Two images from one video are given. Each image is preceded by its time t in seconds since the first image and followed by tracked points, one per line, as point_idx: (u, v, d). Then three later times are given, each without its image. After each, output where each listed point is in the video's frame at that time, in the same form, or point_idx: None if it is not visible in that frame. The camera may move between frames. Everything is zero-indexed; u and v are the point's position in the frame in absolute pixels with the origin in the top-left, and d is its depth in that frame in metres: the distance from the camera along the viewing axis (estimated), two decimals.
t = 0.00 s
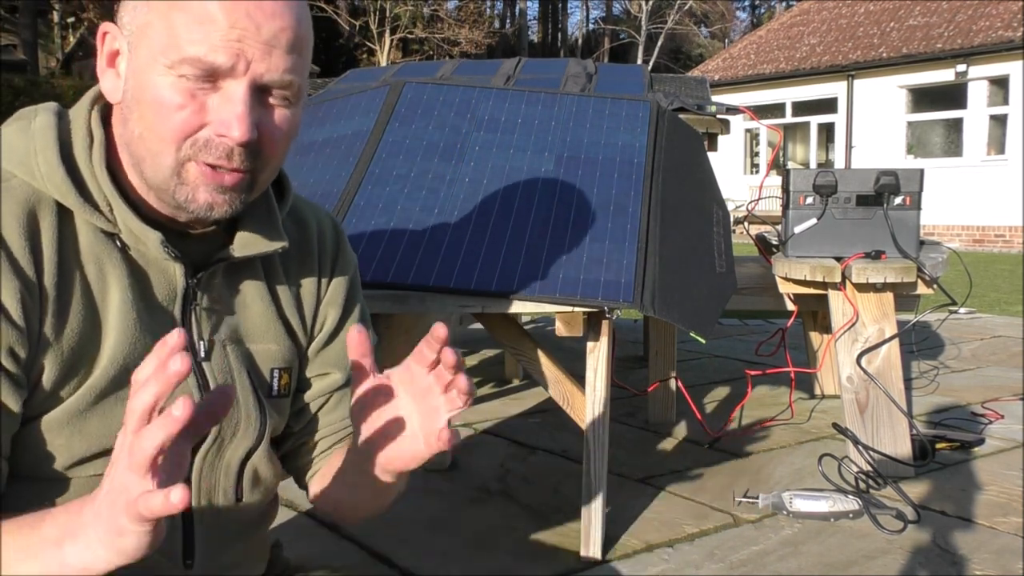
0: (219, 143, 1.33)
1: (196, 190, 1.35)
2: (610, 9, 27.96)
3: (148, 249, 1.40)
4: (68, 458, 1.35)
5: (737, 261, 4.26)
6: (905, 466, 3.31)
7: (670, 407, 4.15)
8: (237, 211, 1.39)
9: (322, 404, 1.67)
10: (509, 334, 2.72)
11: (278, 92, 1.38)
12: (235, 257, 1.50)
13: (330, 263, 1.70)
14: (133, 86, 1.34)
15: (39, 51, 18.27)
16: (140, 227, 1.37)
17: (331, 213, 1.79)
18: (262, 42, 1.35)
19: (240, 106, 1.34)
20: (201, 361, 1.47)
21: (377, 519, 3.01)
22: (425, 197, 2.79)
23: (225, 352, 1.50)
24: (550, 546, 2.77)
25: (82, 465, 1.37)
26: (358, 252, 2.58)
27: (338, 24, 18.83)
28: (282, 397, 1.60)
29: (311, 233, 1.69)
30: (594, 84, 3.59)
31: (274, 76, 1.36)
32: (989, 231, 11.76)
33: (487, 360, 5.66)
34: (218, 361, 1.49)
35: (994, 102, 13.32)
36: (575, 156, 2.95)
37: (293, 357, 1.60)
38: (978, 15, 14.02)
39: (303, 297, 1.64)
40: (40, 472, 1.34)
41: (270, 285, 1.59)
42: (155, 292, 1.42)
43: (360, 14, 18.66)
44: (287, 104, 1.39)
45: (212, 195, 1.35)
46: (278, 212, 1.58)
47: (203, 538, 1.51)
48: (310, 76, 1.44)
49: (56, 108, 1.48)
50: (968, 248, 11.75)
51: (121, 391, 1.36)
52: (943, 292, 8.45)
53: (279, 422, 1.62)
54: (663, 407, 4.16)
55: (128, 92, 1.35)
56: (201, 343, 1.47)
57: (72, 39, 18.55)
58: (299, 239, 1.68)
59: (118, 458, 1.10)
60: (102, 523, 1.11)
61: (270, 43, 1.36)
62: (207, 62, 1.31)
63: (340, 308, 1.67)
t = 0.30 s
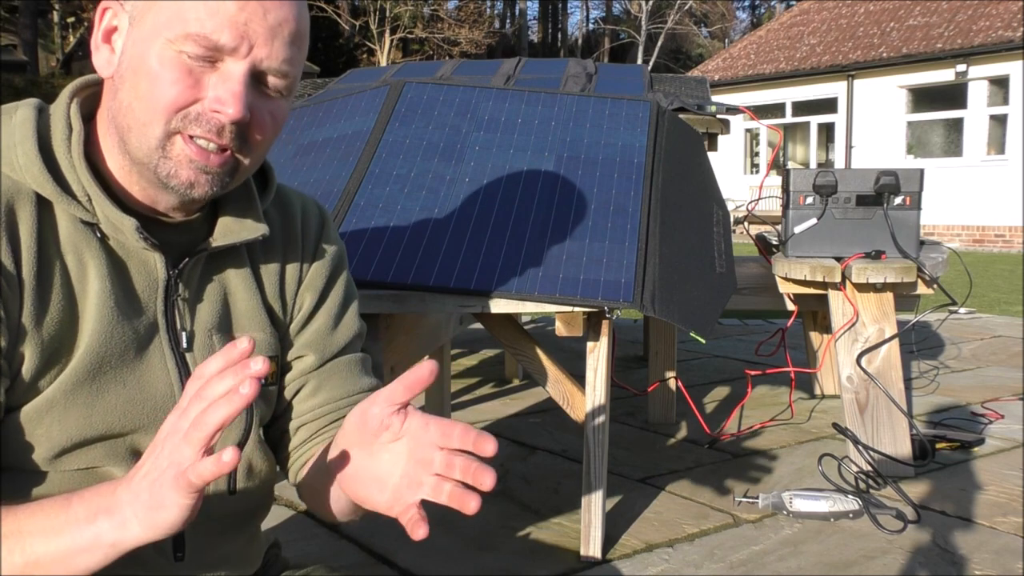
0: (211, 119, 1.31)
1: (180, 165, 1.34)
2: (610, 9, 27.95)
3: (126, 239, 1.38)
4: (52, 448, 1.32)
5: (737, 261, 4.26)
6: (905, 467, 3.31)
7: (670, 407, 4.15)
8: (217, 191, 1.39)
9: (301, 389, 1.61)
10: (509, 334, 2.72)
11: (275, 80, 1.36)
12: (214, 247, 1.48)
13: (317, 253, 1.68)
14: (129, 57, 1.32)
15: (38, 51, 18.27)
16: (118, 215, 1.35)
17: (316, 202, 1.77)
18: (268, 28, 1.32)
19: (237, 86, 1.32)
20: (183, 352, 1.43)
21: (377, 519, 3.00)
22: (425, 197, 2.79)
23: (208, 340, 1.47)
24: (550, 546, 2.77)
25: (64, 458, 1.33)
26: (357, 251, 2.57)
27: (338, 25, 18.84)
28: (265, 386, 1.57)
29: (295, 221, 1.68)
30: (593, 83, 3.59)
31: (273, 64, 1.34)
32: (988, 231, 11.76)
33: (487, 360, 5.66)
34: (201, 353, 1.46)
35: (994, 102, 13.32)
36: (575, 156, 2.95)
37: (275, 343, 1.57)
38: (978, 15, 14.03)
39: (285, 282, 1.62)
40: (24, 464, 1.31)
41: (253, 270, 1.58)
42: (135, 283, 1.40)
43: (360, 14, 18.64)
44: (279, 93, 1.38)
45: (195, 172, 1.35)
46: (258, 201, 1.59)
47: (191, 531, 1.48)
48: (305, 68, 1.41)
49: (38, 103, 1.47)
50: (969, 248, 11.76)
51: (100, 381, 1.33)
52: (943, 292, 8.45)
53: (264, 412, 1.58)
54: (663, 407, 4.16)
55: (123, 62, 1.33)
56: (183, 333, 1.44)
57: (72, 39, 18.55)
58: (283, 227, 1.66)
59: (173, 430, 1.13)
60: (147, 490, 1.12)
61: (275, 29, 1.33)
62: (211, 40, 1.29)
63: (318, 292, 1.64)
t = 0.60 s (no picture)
0: (208, 111, 1.31)
1: (177, 158, 1.33)
2: (610, 8, 27.95)
3: (128, 234, 1.36)
4: (56, 446, 1.30)
5: (737, 261, 4.26)
6: (905, 466, 3.31)
7: (670, 407, 4.15)
8: (214, 185, 1.37)
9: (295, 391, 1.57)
10: (508, 335, 2.72)
11: (272, 72, 1.36)
12: (215, 244, 1.46)
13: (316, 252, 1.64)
14: (128, 51, 1.31)
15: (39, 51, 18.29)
16: (121, 208, 1.33)
17: (316, 198, 1.74)
18: (265, 20, 1.32)
19: (235, 79, 1.32)
20: (183, 349, 1.40)
21: (377, 519, 3.00)
22: (424, 197, 2.79)
23: (208, 340, 1.44)
24: (550, 546, 2.77)
25: (67, 456, 1.32)
26: (356, 251, 2.56)
27: (338, 25, 18.85)
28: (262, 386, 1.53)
29: (295, 219, 1.64)
30: (593, 83, 3.59)
31: (270, 58, 1.34)
32: (989, 231, 11.83)
33: (487, 360, 5.65)
34: (200, 351, 1.43)
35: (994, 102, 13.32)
36: (575, 156, 2.95)
37: (269, 343, 1.53)
38: (978, 15, 14.03)
39: (283, 280, 1.58)
40: (29, 463, 1.30)
41: (252, 268, 1.54)
42: (136, 279, 1.37)
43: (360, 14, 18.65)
44: (276, 86, 1.38)
45: (191, 164, 1.33)
46: (256, 194, 1.55)
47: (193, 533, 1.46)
48: (303, 62, 1.41)
49: (37, 100, 1.44)
50: (968, 248, 11.76)
51: (104, 379, 1.31)
52: (943, 291, 8.45)
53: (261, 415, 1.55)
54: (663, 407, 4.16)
55: (121, 55, 1.32)
56: (183, 331, 1.41)
57: (72, 39, 18.56)
58: (282, 225, 1.62)
59: (236, 455, 1.18)
60: (211, 510, 1.17)
61: (273, 22, 1.33)
62: (209, 32, 1.29)
63: (313, 291, 1.60)
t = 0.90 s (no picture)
0: (216, 121, 1.31)
1: (188, 168, 1.33)
2: (610, 8, 27.91)
3: (147, 235, 1.36)
4: (69, 448, 1.30)
5: (737, 261, 4.25)
6: (905, 467, 3.31)
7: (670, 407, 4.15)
8: (227, 193, 1.38)
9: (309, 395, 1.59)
10: (508, 335, 2.71)
11: (279, 78, 1.36)
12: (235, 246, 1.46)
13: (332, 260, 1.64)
14: (136, 58, 1.31)
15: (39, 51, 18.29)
16: (141, 208, 1.33)
17: (328, 200, 1.73)
18: (269, 26, 1.32)
19: (241, 87, 1.32)
20: (195, 351, 1.40)
21: (377, 519, 3.00)
22: (425, 197, 2.78)
23: (219, 342, 1.44)
24: (549, 546, 2.77)
25: (80, 455, 1.31)
26: (358, 251, 2.56)
27: (338, 25, 18.85)
28: (270, 388, 1.53)
29: (308, 222, 1.63)
30: (593, 83, 3.58)
31: (275, 63, 1.34)
32: (989, 231, 11.78)
33: (487, 360, 5.65)
34: (213, 353, 1.42)
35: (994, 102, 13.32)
36: (575, 156, 2.94)
37: (282, 347, 1.54)
38: (979, 14, 14.02)
39: (295, 284, 1.58)
40: (39, 461, 1.29)
41: (264, 272, 1.54)
42: (152, 280, 1.37)
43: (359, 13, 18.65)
44: (285, 92, 1.38)
45: (203, 174, 1.34)
46: (270, 198, 1.54)
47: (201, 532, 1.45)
48: (309, 66, 1.41)
49: (53, 99, 1.42)
50: (968, 248, 11.75)
51: (118, 379, 1.31)
52: (943, 291, 8.44)
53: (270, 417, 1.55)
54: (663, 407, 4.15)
55: (130, 64, 1.32)
56: (195, 333, 1.41)
57: (72, 39, 18.57)
58: (296, 229, 1.61)
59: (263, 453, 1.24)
60: (238, 502, 1.23)
61: (276, 28, 1.33)
62: (214, 41, 1.28)
63: (327, 297, 1.61)
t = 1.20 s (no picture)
0: (223, 122, 1.30)
1: (195, 170, 1.33)
2: (610, 8, 27.91)
3: (160, 237, 1.35)
4: (79, 449, 1.30)
5: (737, 261, 4.26)
6: (905, 467, 3.31)
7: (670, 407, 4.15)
8: (236, 194, 1.37)
9: (319, 397, 1.59)
10: (508, 335, 2.71)
11: (286, 78, 1.35)
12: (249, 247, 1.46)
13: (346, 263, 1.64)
14: (145, 61, 1.32)
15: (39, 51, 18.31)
16: (155, 210, 1.33)
17: (339, 201, 1.74)
18: (274, 27, 1.31)
19: (248, 87, 1.31)
20: (206, 353, 1.40)
21: (377, 519, 3.00)
22: (425, 197, 2.78)
23: (230, 342, 1.43)
24: (549, 547, 2.77)
25: (93, 456, 1.31)
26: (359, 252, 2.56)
27: (338, 24, 18.85)
28: (279, 389, 1.53)
29: (319, 224, 1.63)
30: (593, 83, 3.58)
31: (281, 63, 1.33)
32: (988, 231, 11.74)
33: (487, 360, 5.65)
34: (224, 353, 1.42)
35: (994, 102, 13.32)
36: (575, 156, 2.94)
37: (293, 347, 1.53)
38: (979, 14, 14.02)
39: (307, 285, 1.58)
40: (49, 461, 1.29)
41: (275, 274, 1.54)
42: (164, 281, 1.37)
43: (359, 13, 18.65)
44: (293, 92, 1.37)
45: (211, 176, 1.33)
46: (281, 199, 1.54)
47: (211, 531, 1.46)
48: (316, 67, 1.40)
49: (66, 99, 1.42)
50: (968, 248, 11.75)
51: (128, 380, 1.31)
52: (943, 291, 8.44)
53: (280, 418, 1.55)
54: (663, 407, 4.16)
55: (139, 67, 1.33)
56: (205, 334, 1.40)
57: (73, 39, 18.58)
58: (309, 230, 1.61)
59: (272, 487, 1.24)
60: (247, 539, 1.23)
61: (281, 28, 1.32)
62: (219, 43, 1.28)
63: (339, 296, 1.61)
